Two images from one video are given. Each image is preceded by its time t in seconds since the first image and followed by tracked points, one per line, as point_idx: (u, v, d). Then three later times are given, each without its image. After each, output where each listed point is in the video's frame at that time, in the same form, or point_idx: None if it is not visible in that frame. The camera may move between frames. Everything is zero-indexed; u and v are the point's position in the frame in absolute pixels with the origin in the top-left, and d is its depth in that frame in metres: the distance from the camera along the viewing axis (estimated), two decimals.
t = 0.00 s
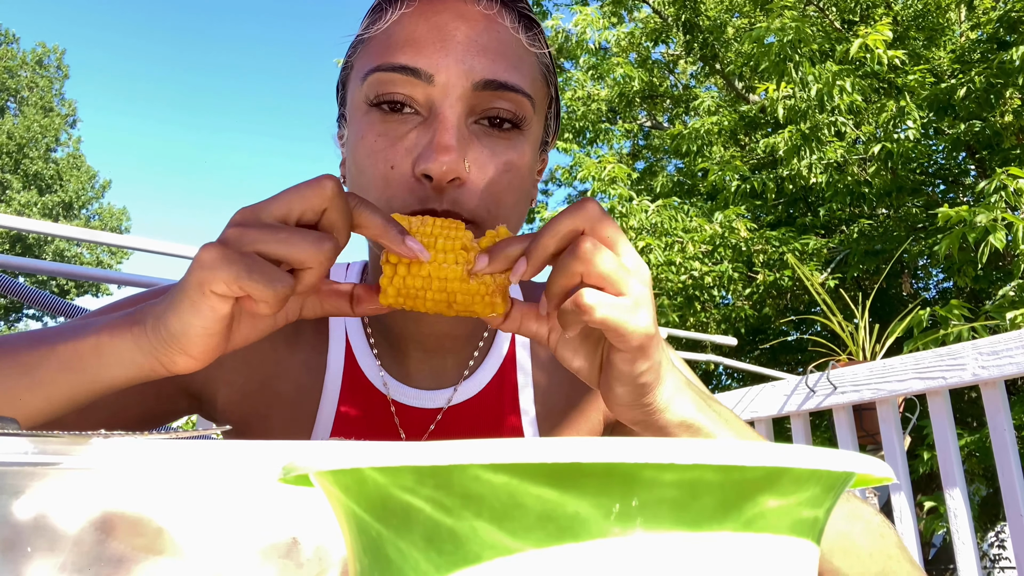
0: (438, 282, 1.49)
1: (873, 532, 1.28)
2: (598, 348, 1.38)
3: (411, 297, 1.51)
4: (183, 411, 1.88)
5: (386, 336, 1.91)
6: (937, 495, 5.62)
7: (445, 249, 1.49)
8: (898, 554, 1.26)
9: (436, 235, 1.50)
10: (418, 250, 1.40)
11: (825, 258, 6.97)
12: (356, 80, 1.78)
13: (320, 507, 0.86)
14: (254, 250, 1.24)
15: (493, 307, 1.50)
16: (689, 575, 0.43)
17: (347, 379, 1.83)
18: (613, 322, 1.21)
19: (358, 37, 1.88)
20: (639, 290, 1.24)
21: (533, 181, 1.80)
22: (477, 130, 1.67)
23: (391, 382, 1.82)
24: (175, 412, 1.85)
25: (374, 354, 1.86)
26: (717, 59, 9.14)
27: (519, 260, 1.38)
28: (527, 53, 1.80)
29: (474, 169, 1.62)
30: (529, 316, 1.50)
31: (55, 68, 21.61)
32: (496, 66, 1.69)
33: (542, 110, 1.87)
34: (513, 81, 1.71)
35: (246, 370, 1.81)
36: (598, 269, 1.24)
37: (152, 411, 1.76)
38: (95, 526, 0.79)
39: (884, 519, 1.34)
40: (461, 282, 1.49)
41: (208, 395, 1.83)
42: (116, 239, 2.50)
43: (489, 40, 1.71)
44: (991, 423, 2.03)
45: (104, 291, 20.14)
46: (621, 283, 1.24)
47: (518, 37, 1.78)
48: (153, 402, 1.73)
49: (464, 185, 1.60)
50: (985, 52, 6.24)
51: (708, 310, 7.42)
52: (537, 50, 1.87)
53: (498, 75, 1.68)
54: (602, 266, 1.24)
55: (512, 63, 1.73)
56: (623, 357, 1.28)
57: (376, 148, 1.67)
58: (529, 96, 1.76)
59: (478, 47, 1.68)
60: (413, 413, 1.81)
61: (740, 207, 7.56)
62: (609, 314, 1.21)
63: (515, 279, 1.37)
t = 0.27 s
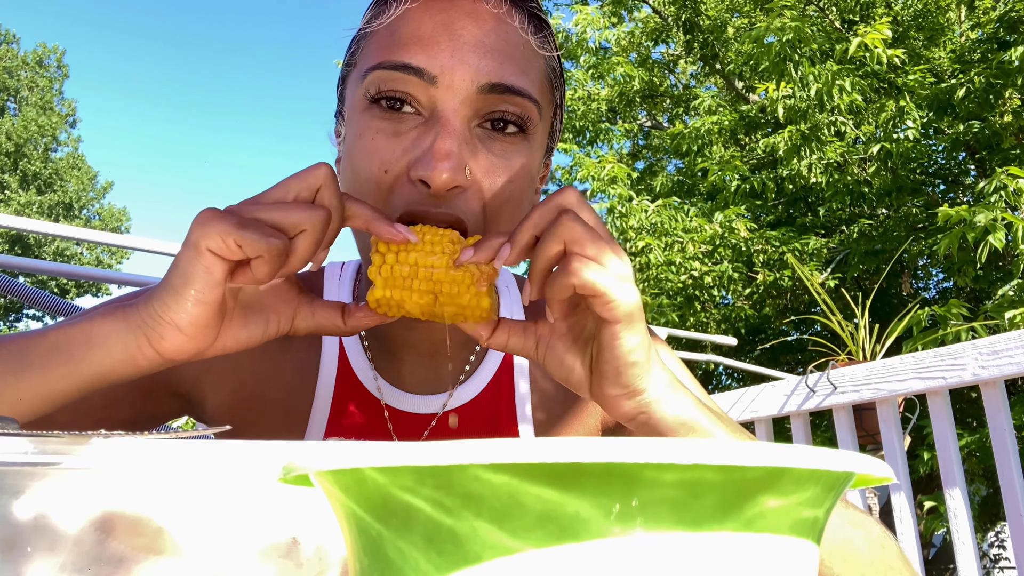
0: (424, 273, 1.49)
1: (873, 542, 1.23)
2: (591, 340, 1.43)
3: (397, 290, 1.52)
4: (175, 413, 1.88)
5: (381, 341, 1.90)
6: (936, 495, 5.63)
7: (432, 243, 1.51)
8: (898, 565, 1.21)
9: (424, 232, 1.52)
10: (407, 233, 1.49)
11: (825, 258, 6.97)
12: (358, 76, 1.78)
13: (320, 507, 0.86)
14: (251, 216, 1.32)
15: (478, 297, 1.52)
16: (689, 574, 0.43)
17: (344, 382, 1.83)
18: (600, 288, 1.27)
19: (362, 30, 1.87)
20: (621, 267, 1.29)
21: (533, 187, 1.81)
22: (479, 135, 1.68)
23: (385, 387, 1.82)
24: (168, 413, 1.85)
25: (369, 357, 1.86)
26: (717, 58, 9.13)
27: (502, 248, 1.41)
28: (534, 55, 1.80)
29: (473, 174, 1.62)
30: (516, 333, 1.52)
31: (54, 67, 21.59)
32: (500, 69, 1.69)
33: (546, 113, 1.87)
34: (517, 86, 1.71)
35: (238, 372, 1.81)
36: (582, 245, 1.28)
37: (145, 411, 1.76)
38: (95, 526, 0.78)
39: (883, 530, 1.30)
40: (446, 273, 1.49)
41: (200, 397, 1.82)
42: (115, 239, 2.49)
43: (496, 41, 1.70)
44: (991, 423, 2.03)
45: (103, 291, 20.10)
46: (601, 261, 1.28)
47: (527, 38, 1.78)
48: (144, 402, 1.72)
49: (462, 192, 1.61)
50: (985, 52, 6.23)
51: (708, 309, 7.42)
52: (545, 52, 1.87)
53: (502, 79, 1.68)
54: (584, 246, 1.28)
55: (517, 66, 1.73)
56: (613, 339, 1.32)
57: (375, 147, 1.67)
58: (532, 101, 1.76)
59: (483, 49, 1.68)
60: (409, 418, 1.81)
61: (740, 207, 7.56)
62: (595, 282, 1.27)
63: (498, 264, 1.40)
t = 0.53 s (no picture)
0: (414, 288, 1.50)
1: (869, 552, 1.10)
2: (581, 353, 1.43)
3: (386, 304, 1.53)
4: (174, 413, 1.88)
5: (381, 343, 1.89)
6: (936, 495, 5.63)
7: (425, 258, 1.51)
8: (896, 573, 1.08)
9: (417, 245, 1.53)
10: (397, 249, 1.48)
11: (825, 258, 6.98)
12: (356, 85, 1.79)
13: (321, 508, 0.86)
14: (239, 218, 1.31)
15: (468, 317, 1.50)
16: (689, 575, 0.43)
17: (343, 383, 1.83)
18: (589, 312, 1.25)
19: (360, 37, 1.87)
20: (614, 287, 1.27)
21: (532, 200, 1.80)
22: (477, 149, 1.67)
23: (384, 390, 1.81)
24: (166, 413, 1.86)
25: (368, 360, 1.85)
26: (717, 58, 9.15)
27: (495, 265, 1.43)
28: (535, 64, 1.79)
29: (469, 189, 1.62)
30: (506, 341, 1.53)
31: (54, 68, 21.59)
32: (500, 81, 1.68)
33: (548, 123, 1.86)
34: (517, 97, 1.71)
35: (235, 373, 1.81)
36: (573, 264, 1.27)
37: (142, 411, 1.76)
38: (95, 526, 0.78)
39: (883, 539, 1.16)
40: (436, 289, 1.50)
41: (197, 397, 1.83)
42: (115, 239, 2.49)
43: (495, 52, 1.70)
44: (991, 423, 2.03)
45: (103, 291, 20.11)
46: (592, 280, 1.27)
47: (529, 46, 1.78)
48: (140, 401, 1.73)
49: (459, 208, 1.61)
50: (984, 52, 6.24)
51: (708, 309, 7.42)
52: (549, 60, 1.86)
53: (502, 91, 1.67)
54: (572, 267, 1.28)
55: (517, 77, 1.73)
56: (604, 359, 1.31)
57: (370, 159, 1.68)
58: (533, 112, 1.75)
59: (483, 59, 1.67)
60: (408, 420, 1.82)
61: (740, 207, 7.56)
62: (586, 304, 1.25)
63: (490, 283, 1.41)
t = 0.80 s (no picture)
0: (423, 284, 1.49)
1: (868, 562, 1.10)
2: (588, 353, 1.44)
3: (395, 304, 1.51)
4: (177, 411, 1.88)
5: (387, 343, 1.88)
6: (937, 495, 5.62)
7: (433, 252, 1.51)
8: None
9: (423, 241, 1.53)
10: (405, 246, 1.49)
11: (825, 259, 6.97)
12: (357, 92, 1.78)
13: (321, 508, 0.86)
14: (250, 217, 1.32)
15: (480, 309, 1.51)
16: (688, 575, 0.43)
17: (346, 384, 1.84)
18: (589, 304, 1.27)
19: (361, 41, 1.86)
20: (619, 282, 1.29)
21: (534, 207, 1.81)
22: (479, 157, 1.68)
23: (389, 390, 1.82)
24: (169, 411, 1.86)
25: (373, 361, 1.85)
26: (716, 58, 9.15)
27: (504, 260, 1.44)
28: (537, 68, 1.78)
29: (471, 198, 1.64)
30: (516, 340, 1.52)
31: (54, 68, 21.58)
32: (501, 89, 1.67)
33: (551, 126, 1.85)
34: (519, 104, 1.70)
35: (238, 373, 1.80)
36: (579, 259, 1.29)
37: (145, 409, 1.76)
38: (95, 526, 0.78)
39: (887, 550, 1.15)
40: (446, 284, 1.49)
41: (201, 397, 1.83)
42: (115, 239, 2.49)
43: (497, 59, 1.69)
44: (991, 423, 2.03)
45: (103, 291, 20.10)
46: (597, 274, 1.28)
47: (531, 51, 1.77)
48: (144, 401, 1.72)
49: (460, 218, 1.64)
50: (984, 52, 6.23)
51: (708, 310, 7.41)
52: (553, 64, 1.85)
53: (503, 99, 1.67)
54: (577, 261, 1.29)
55: (519, 83, 1.72)
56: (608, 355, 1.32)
57: (373, 168, 1.70)
58: (536, 118, 1.75)
59: (485, 66, 1.67)
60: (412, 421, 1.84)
61: (740, 207, 7.56)
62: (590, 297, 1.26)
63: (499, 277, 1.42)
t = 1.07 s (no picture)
0: (436, 280, 1.49)
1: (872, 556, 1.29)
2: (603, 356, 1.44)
3: (408, 302, 1.51)
4: (181, 407, 1.88)
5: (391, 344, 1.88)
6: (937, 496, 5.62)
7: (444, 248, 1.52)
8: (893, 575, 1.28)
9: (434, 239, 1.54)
10: (416, 242, 1.49)
11: (824, 259, 6.97)
12: (364, 99, 1.76)
13: (320, 508, 0.86)
14: (263, 208, 1.33)
15: (493, 302, 1.50)
16: (688, 575, 0.43)
17: (349, 383, 1.83)
18: (605, 306, 1.26)
19: (365, 47, 1.84)
20: (630, 283, 1.28)
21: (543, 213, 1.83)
22: (492, 167, 1.68)
23: (395, 389, 1.82)
24: (174, 407, 1.86)
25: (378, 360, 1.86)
26: (716, 59, 9.14)
27: (513, 257, 1.45)
28: (546, 74, 1.78)
29: (484, 208, 1.66)
30: (528, 342, 1.54)
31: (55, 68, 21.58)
32: (513, 98, 1.67)
33: (559, 131, 1.86)
34: (530, 113, 1.70)
35: (243, 371, 1.80)
36: (589, 262, 1.27)
37: (149, 405, 1.76)
38: (95, 526, 0.78)
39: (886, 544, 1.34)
40: (457, 279, 1.49)
41: (206, 393, 1.83)
42: (114, 239, 2.49)
43: (507, 68, 1.69)
44: (991, 423, 2.03)
45: (104, 292, 20.10)
46: (607, 279, 1.27)
47: (539, 57, 1.77)
48: (149, 397, 1.73)
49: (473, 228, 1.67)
50: (984, 52, 6.23)
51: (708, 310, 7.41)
52: (559, 69, 1.86)
53: (514, 109, 1.67)
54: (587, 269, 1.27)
55: (529, 91, 1.71)
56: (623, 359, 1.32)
57: (386, 178, 1.71)
58: (547, 126, 1.75)
59: (495, 76, 1.66)
60: (417, 420, 1.83)
61: (739, 208, 7.56)
62: (603, 300, 1.26)
63: (507, 275, 1.43)
